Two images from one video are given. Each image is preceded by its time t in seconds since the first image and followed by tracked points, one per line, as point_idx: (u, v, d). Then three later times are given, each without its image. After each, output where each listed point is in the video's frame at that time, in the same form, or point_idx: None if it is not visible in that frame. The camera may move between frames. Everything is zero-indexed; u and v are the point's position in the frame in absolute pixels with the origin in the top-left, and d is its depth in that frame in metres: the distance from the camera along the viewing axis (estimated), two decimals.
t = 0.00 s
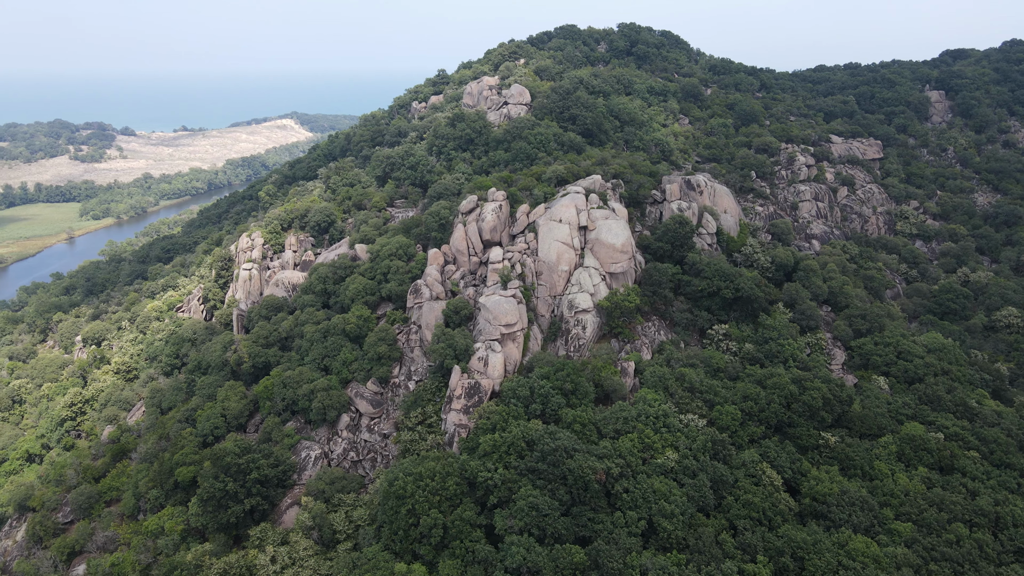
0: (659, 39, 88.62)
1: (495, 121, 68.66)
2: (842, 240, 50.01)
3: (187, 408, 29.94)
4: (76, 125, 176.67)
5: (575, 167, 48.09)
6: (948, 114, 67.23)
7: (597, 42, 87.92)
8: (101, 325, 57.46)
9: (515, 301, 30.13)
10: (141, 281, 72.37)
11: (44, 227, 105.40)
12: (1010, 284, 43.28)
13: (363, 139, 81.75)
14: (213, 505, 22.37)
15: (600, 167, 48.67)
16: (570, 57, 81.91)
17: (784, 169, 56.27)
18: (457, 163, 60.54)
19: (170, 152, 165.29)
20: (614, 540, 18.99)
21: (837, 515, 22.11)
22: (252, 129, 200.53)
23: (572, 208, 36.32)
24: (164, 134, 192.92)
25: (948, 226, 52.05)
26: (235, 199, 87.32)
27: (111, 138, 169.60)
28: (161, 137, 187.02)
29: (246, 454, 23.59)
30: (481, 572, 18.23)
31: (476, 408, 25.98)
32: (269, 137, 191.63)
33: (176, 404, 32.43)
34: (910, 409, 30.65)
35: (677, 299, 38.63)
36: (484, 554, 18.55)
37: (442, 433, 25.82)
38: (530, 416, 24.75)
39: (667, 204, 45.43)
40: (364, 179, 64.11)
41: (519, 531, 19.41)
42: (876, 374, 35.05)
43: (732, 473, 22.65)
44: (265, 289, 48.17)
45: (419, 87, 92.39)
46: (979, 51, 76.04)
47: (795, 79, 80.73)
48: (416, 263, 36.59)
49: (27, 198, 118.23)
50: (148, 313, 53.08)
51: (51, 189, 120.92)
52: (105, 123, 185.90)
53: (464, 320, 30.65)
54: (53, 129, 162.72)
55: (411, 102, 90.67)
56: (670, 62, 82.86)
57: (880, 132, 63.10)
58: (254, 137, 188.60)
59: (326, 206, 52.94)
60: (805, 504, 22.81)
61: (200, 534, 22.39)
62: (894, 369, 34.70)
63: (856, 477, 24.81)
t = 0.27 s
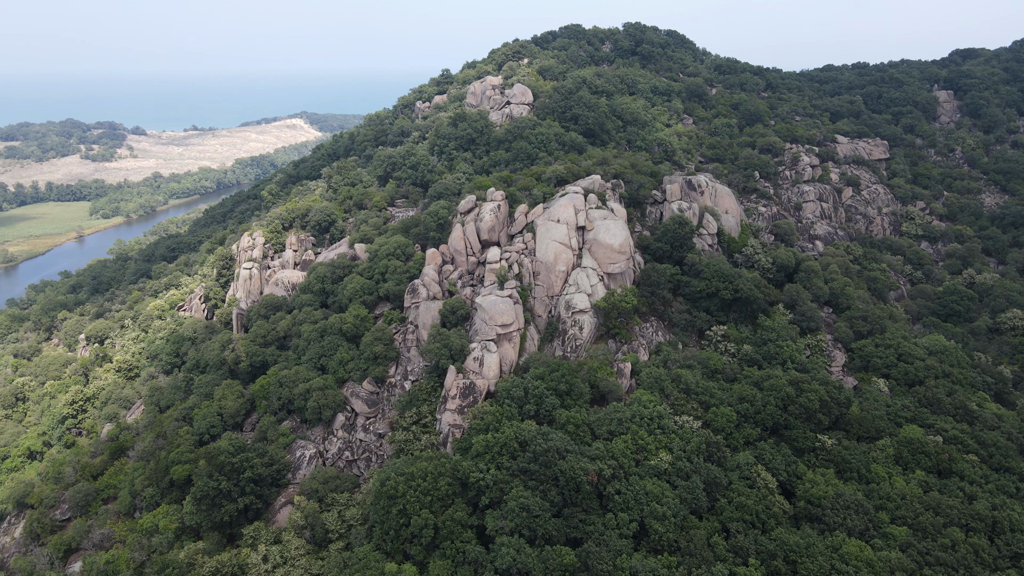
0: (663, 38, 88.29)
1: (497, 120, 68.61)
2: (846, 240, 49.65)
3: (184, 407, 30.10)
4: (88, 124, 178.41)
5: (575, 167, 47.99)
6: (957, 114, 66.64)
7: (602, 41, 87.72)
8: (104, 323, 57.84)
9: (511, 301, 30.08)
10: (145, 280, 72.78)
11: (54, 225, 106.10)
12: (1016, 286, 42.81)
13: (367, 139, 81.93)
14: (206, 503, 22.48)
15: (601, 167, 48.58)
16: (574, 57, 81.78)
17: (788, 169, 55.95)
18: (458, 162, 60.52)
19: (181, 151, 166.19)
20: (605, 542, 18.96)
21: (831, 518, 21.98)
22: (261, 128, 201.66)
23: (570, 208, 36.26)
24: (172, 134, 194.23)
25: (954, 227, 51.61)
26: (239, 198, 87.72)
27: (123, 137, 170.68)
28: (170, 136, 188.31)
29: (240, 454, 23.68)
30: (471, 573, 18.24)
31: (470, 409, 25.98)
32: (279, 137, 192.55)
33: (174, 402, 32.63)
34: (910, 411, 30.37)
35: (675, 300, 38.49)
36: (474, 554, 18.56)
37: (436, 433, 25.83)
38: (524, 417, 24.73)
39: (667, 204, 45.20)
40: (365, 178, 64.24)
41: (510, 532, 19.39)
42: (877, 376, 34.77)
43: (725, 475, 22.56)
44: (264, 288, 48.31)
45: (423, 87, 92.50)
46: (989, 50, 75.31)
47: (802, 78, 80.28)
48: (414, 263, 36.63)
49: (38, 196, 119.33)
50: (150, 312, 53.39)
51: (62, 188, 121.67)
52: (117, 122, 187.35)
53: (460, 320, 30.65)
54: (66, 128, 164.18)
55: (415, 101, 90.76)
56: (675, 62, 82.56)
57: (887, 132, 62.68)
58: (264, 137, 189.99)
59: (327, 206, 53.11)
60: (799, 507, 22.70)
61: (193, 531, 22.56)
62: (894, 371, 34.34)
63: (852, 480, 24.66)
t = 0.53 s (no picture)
0: (668, 38, 87.92)
1: (499, 120, 68.54)
2: (850, 241, 49.31)
3: (181, 406, 30.24)
4: (100, 124, 180.01)
5: (575, 167, 47.86)
6: (965, 114, 66.09)
7: (606, 41, 87.52)
8: (107, 321, 58.21)
9: (507, 302, 30.04)
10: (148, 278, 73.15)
11: (65, 224, 106.81)
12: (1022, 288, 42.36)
13: (370, 139, 82.10)
14: (200, 502, 22.56)
15: (601, 167, 48.42)
16: (578, 57, 81.63)
17: (792, 170, 55.60)
18: (459, 162, 60.49)
19: (190, 151, 167.35)
20: (596, 544, 18.92)
21: (826, 522, 21.85)
22: (271, 127, 202.93)
23: (568, 208, 36.18)
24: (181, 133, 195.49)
25: (961, 228, 51.20)
26: (243, 198, 88.11)
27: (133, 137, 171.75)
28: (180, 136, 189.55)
29: (233, 453, 23.75)
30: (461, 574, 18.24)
31: (464, 409, 25.98)
32: (288, 136, 193.59)
33: (172, 400, 32.79)
34: (910, 414, 30.09)
35: (674, 301, 38.34)
36: (465, 555, 18.55)
37: (431, 433, 25.85)
38: (518, 418, 24.70)
39: (668, 204, 45.01)
40: (367, 178, 64.34)
41: (501, 533, 19.36)
42: (877, 378, 34.48)
43: (719, 477, 22.46)
44: (264, 288, 48.45)
45: (428, 87, 92.59)
46: (999, 50, 74.60)
47: (809, 78, 79.81)
48: (412, 263, 36.67)
49: (49, 195, 120.43)
50: (152, 311, 53.69)
51: (73, 187, 122.41)
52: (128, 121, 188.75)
53: (457, 320, 30.64)
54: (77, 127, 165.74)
55: (419, 101, 90.85)
56: (679, 62, 82.25)
57: (895, 132, 62.27)
58: (274, 136, 191.29)
59: (328, 206, 53.25)
60: (794, 510, 22.57)
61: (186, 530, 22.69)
62: (894, 374, 34.00)
63: (848, 483, 24.50)
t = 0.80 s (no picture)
0: (672, 37, 87.55)
1: (500, 120, 68.52)
2: (854, 242, 48.98)
3: (178, 405, 30.39)
4: (110, 123, 181.50)
5: (575, 167, 47.73)
6: (973, 114, 65.54)
7: (611, 41, 87.30)
8: (110, 320, 58.59)
9: (504, 302, 30.00)
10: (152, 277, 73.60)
11: (74, 223, 107.56)
12: None
13: (374, 139, 82.25)
14: (194, 501, 22.70)
15: (601, 167, 48.26)
16: (581, 56, 81.45)
17: (796, 170, 55.26)
18: (459, 162, 60.44)
19: (200, 151, 168.03)
20: (587, 546, 18.91)
21: (820, 525, 21.73)
22: (280, 127, 204.07)
23: (567, 209, 36.09)
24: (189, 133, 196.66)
25: (967, 229, 50.79)
26: (247, 197, 88.44)
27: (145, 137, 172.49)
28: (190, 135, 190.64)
29: (227, 453, 23.87)
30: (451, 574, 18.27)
31: (459, 409, 26.00)
32: (297, 136, 194.45)
33: (169, 399, 32.95)
34: (909, 417, 29.81)
35: (673, 302, 38.20)
36: (455, 556, 18.56)
37: (426, 433, 25.89)
38: (511, 418, 24.69)
39: (668, 204, 44.81)
40: (368, 178, 64.43)
41: (491, 534, 19.37)
42: (877, 381, 34.22)
43: (713, 480, 22.38)
44: (264, 287, 48.58)
45: (432, 86, 92.67)
46: (1008, 49, 73.88)
47: (817, 78, 79.34)
48: (410, 263, 36.70)
49: (60, 194, 121.48)
50: (154, 309, 53.98)
51: (83, 186, 123.17)
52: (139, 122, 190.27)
53: (453, 320, 30.65)
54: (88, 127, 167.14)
55: (423, 101, 90.90)
56: (684, 62, 81.94)
57: (902, 132, 61.85)
58: (283, 135, 192.42)
59: (330, 206, 53.39)
60: (788, 514, 22.46)
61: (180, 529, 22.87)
62: (894, 376, 33.69)
63: (843, 486, 24.36)
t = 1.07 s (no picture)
0: (677, 37, 87.20)
1: (502, 120, 68.56)
2: (858, 243, 48.62)
3: (176, 403, 30.55)
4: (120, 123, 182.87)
5: (576, 167, 47.60)
6: (982, 115, 64.94)
7: (615, 41, 87.06)
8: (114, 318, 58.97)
9: (499, 302, 29.93)
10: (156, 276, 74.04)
11: (83, 222, 108.36)
12: None
13: (377, 138, 82.36)
14: (187, 500, 22.84)
15: (602, 167, 48.13)
16: (586, 56, 81.29)
17: (800, 170, 54.95)
18: (461, 162, 60.40)
19: (211, 151, 168.50)
20: (577, 547, 18.87)
21: (813, 528, 21.61)
22: (288, 127, 205.05)
23: (564, 209, 36.02)
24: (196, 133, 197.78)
25: (973, 230, 50.35)
26: (251, 196, 88.77)
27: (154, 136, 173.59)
28: (199, 134, 191.80)
29: (220, 452, 24.03)
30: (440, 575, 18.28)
31: (453, 410, 25.97)
32: (306, 135, 195.20)
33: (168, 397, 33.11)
34: (908, 419, 29.51)
35: (672, 303, 38.06)
36: (444, 556, 18.53)
37: (420, 432, 25.91)
38: (505, 419, 24.67)
39: (668, 205, 44.65)
40: (370, 177, 64.52)
41: (481, 535, 19.35)
42: (877, 383, 33.95)
43: (706, 482, 22.29)
44: (265, 286, 48.74)
45: (437, 86, 92.76)
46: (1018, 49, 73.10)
47: (824, 78, 78.83)
48: (408, 263, 36.76)
49: (70, 192, 122.33)
50: (157, 308, 54.28)
51: (93, 185, 123.87)
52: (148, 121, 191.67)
53: (449, 320, 30.63)
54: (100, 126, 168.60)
55: (427, 100, 90.93)
56: (689, 62, 81.62)
57: (909, 133, 61.39)
58: (291, 135, 193.27)
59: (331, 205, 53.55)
60: (781, 516, 22.34)
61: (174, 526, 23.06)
62: (894, 378, 33.35)
63: (838, 489, 24.20)
